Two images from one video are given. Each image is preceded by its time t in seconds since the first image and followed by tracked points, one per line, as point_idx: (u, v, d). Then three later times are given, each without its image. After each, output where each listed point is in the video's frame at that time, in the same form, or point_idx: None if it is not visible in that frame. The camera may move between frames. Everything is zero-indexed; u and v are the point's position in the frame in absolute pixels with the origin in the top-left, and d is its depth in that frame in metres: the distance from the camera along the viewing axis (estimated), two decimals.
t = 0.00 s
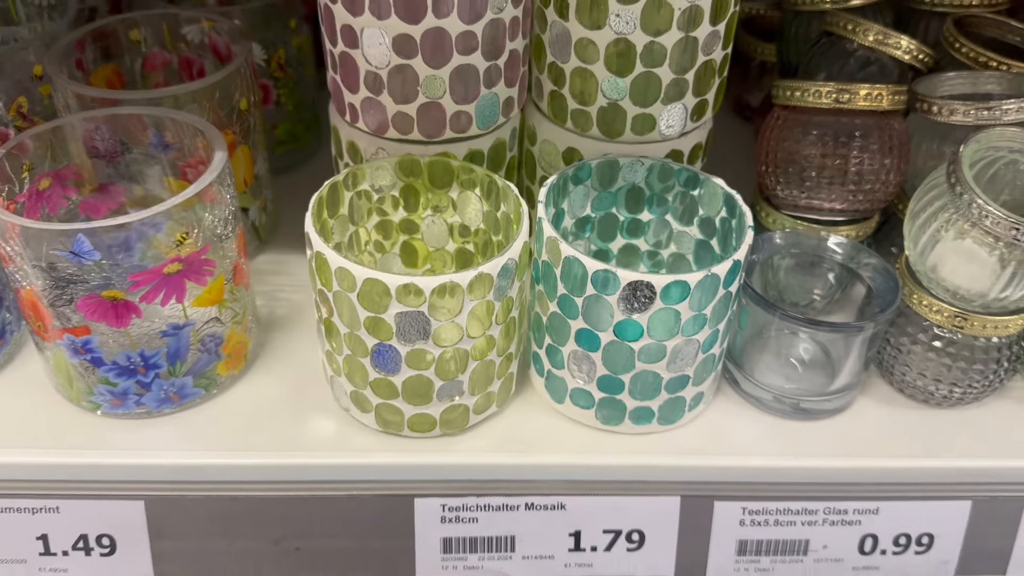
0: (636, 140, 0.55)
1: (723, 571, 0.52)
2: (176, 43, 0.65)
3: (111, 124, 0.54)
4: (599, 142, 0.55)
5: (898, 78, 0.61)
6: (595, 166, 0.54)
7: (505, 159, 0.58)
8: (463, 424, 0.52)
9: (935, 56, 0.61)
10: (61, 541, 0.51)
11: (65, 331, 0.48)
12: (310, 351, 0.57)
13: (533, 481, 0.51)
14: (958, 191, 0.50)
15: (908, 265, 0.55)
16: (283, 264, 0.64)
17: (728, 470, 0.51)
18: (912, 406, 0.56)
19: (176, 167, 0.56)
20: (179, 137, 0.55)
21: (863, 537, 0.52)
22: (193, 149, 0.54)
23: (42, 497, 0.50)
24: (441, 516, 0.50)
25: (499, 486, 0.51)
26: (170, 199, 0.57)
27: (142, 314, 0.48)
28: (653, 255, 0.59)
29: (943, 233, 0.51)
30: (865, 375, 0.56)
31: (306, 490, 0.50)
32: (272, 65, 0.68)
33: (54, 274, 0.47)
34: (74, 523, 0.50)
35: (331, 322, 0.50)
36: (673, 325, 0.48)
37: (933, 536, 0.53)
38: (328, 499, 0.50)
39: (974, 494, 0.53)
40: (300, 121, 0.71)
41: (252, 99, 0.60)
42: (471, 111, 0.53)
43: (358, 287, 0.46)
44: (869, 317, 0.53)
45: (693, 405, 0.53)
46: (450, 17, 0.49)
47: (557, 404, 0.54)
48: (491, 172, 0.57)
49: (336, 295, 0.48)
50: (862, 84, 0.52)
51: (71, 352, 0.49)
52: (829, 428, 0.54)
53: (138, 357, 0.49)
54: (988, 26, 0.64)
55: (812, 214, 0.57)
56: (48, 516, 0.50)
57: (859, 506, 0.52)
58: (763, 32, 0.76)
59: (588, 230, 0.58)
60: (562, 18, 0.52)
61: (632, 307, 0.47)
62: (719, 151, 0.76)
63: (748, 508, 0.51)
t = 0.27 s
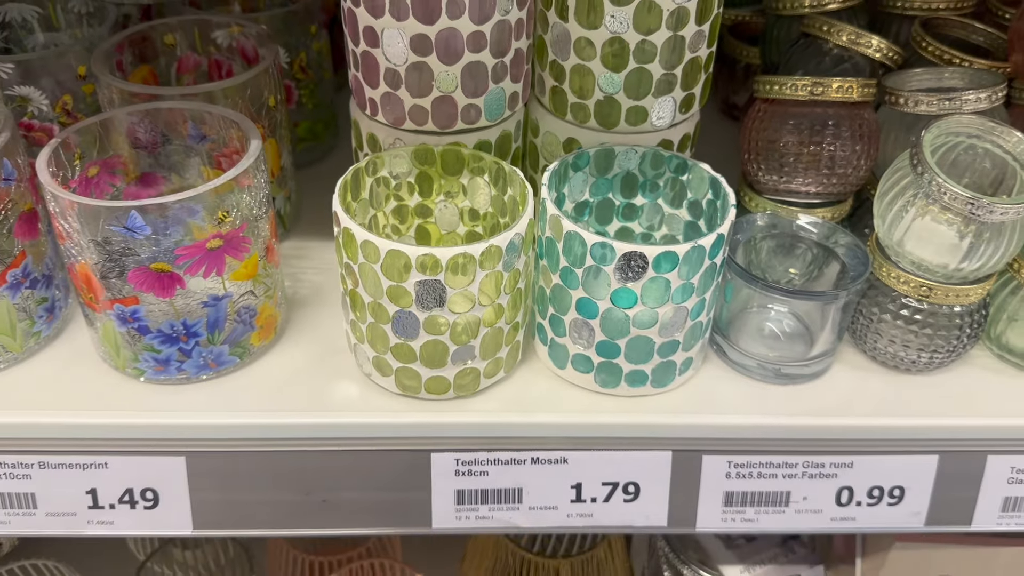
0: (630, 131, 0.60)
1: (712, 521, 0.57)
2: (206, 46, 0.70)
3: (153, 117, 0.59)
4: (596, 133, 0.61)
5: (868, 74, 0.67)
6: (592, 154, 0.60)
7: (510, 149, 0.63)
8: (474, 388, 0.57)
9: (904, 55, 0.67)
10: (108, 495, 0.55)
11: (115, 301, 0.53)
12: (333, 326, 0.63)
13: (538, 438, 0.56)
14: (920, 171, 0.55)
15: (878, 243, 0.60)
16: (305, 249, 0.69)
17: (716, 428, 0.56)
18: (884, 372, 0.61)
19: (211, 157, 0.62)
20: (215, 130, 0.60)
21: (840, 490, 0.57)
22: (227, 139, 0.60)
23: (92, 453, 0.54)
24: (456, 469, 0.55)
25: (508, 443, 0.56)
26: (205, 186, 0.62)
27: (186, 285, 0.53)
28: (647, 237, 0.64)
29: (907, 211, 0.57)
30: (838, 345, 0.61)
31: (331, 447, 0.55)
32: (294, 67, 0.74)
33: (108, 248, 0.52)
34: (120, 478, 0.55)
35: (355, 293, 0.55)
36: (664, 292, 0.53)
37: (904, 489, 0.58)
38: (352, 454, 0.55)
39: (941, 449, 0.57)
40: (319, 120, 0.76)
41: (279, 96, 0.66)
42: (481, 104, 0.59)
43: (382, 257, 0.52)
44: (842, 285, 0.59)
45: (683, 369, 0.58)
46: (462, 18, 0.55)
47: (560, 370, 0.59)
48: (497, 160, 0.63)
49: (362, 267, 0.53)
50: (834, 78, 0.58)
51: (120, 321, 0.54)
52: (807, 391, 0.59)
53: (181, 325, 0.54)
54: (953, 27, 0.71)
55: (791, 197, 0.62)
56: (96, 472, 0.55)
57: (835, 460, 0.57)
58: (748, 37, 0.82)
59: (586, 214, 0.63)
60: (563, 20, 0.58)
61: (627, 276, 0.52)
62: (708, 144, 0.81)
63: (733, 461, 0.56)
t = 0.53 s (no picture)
0: (613, 148, 0.65)
1: (691, 511, 0.61)
2: (218, 70, 0.75)
3: (172, 136, 0.64)
4: (582, 150, 0.65)
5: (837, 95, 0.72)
6: (578, 170, 0.64)
7: (503, 166, 0.68)
8: (469, 386, 0.62)
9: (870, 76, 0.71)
10: (128, 487, 0.59)
11: (136, 307, 0.58)
12: (337, 331, 0.68)
13: (528, 433, 0.60)
14: (879, 185, 0.60)
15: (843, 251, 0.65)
16: (311, 259, 0.73)
17: (694, 423, 0.60)
18: (850, 372, 0.65)
19: (224, 173, 0.66)
20: (227, 148, 0.65)
21: (809, 481, 0.62)
22: (240, 157, 0.64)
23: (113, 447, 0.59)
24: (451, 462, 0.60)
25: (500, 437, 0.60)
26: (218, 200, 0.66)
27: (202, 291, 0.58)
28: (630, 247, 0.69)
29: (869, 222, 0.61)
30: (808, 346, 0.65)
31: (336, 442, 0.60)
32: (301, 89, 0.79)
33: (131, 256, 0.56)
34: (139, 471, 0.59)
35: (359, 298, 0.60)
36: (643, 296, 0.57)
37: (870, 480, 0.62)
38: (355, 448, 0.59)
39: (904, 443, 0.61)
40: (324, 139, 0.81)
41: (287, 117, 0.70)
42: (474, 124, 0.64)
43: (382, 265, 0.56)
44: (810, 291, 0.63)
45: (663, 368, 0.62)
46: (457, 45, 0.60)
47: (548, 370, 0.63)
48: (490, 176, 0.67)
49: (364, 274, 0.58)
50: (802, 98, 0.62)
51: (140, 325, 0.59)
52: (779, 389, 0.64)
53: (197, 329, 0.59)
54: (918, 51, 0.75)
55: (763, 210, 0.67)
56: (117, 466, 0.59)
57: (804, 453, 0.61)
58: (728, 59, 0.87)
59: (574, 226, 0.67)
60: (550, 46, 0.62)
61: (608, 282, 0.57)
62: (691, 160, 0.86)
63: (709, 454, 0.60)
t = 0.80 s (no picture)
0: (591, 160, 0.68)
1: (664, 504, 0.65)
2: (218, 86, 0.78)
3: (173, 149, 0.68)
4: (562, 162, 0.69)
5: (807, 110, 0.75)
6: (558, 180, 0.68)
7: (487, 177, 0.71)
8: (453, 385, 0.65)
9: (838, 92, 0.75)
10: (129, 481, 0.62)
11: (138, 310, 0.61)
12: (329, 334, 0.71)
13: (509, 430, 0.63)
14: (841, 195, 0.63)
15: (810, 258, 0.68)
16: (305, 267, 0.77)
17: (667, 420, 0.63)
18: (818, 372, 0.69)
19: (223, 184, 0.70)
20: (226, 160, 0.68)
21: (777, 476, 0.65)
22: (237, 169, 0.68)
23: (116, 443, 0.62)
24: (436, 457, 0.63)
25: (482, 434, 0.63)
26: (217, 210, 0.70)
27: (201, 295, 0.61)
28: (609, 254, 0.72)
29: (832, 230, 0.65)
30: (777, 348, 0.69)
31: (327, 438, 0.63)
32: (297, 105, 0.82)
33: (133, 262, 0.60)
34: (140, 466, 0.62)
35: (349, 302, 0.63)
36: (616, 299, 0.61)
37: (836, 476, 0.65)
38: (345, 444, 0.63)
39: (868, 440, 0.64)
40: (319, 152, 0.84)
41: (282, 131, 0.74)
42: (459, 137, 0.67)
43: (370, 270, 0.60)
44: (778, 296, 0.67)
45: (638, 369, 0.66)
46: (442, 63, 0.63)
47: (528, 371, 0.67)
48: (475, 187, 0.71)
49: (354, 278, 0.61)
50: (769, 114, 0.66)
51: (142, 328, 0.62)
52: (749, 389, 0.67)
53: (195, 331, 0.62)
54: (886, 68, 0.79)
55: (735, 219, 0.71)
56: (119, 460, 0.62)
57: (772, 449, 0.64)
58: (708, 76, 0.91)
59: (555, 234, 0.71)
60: (531, 64, 0.66)
61: (584, 285, 0.60)
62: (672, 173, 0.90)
63: (682, 450, 0.63)
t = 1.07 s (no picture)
0: (584, 159, 0.71)
1: (655, 489, 0.67)
2: (226, 89, 0.81)
3: (184, 148, 0.71)
4: (556, 161, 0.72)
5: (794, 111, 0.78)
6: (553, 178, 0.71)
7: (485, 175, 0.74)
8: (452, 374, 0.67)
9: (824, 93, 0.77)
10: (140, 466, 0.65)
11: (150, 299, 0.64)
12: (332, 326, 0.74)
13: (505, 417, 0.66)
14: (824, 190, 0.66)
15: (795, 252, 0.71)
16: (309, 263, 0.80)
17: (656, 408, 0.66)
18: (804, 363, 0.71)
19: (231, 182, 0.73)
20: (234, 159, 0.71)
21: (764, 462, 0.67)
22: (245, 166, 0.71)
23: (127, 429, 0.64)
24: (435, 443, 0.66)
25: (479, 421, 0.66)
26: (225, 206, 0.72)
27: (209, 286, 0.64)
28: (602, 250, 0.75)
29: (815, 224, 0.67)
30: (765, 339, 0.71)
31: (330, 424, 0.65)
32: (302, 108, 0.85)
33: (145, 253, 0.63)
34: (150, 451, 0.65)
35: (351, 293, 0.66)
36: (607, 290, 0.63)
37: (821, 462, 0.67)
38: (347, 429, 0.65)
39: (851, 427, 0.67)
40: (323, 153, 0.87)
41: (288, 132, 0.77)
42: (457, 136, 0.70)
43: (371, 261, 0.62)
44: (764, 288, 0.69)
45: (630, 358, 0.68)
46: (440, 64, 0.66)
47: (524, 360, 0.69)
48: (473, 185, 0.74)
49: (356, 270, 0.64)
50: (756, 113, 0.69)
51: (153, 317, 0.65)
52: (736, 378, 0.69)
53: (204, 320, 0.65)
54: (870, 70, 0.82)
55: (724, 216, 0.73)
56: (130, 445, 0.65)
57: (759, 436, 0.67)
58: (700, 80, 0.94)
59: (550, 230, 0.74)
60: (526, 66, 0.69)
61: (576, 277, 0.62)
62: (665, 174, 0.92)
63: (672, 437, 0.66)
